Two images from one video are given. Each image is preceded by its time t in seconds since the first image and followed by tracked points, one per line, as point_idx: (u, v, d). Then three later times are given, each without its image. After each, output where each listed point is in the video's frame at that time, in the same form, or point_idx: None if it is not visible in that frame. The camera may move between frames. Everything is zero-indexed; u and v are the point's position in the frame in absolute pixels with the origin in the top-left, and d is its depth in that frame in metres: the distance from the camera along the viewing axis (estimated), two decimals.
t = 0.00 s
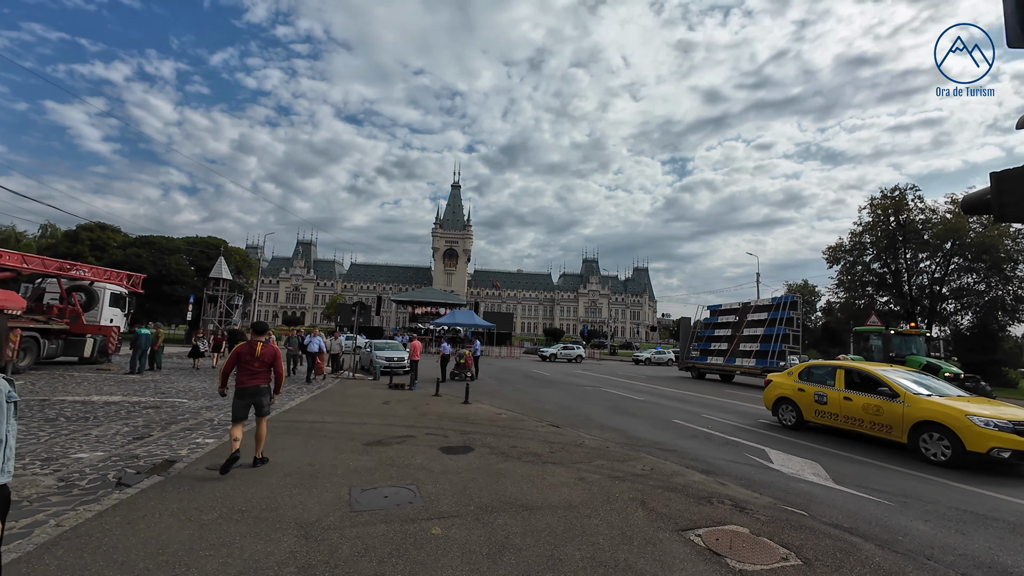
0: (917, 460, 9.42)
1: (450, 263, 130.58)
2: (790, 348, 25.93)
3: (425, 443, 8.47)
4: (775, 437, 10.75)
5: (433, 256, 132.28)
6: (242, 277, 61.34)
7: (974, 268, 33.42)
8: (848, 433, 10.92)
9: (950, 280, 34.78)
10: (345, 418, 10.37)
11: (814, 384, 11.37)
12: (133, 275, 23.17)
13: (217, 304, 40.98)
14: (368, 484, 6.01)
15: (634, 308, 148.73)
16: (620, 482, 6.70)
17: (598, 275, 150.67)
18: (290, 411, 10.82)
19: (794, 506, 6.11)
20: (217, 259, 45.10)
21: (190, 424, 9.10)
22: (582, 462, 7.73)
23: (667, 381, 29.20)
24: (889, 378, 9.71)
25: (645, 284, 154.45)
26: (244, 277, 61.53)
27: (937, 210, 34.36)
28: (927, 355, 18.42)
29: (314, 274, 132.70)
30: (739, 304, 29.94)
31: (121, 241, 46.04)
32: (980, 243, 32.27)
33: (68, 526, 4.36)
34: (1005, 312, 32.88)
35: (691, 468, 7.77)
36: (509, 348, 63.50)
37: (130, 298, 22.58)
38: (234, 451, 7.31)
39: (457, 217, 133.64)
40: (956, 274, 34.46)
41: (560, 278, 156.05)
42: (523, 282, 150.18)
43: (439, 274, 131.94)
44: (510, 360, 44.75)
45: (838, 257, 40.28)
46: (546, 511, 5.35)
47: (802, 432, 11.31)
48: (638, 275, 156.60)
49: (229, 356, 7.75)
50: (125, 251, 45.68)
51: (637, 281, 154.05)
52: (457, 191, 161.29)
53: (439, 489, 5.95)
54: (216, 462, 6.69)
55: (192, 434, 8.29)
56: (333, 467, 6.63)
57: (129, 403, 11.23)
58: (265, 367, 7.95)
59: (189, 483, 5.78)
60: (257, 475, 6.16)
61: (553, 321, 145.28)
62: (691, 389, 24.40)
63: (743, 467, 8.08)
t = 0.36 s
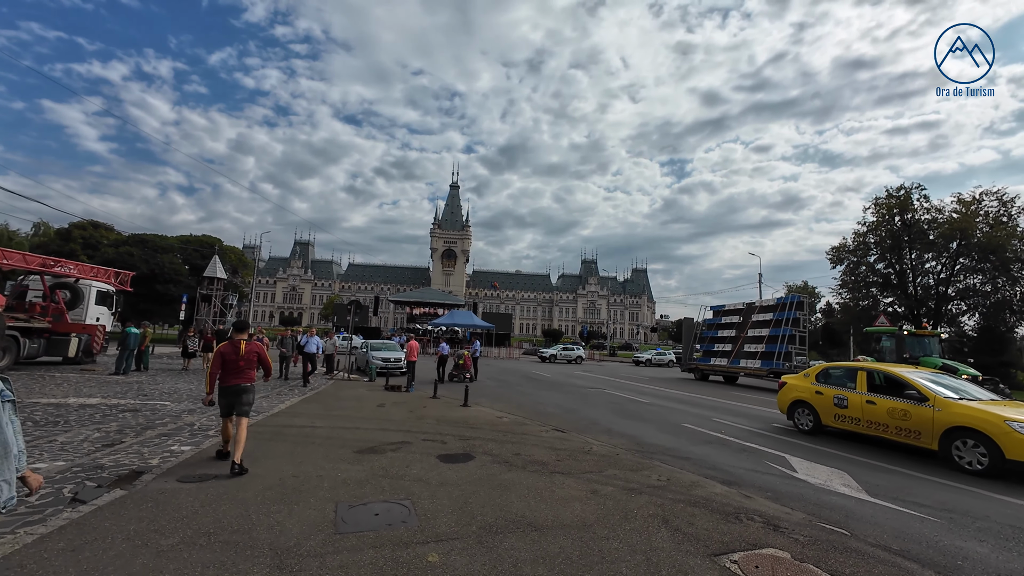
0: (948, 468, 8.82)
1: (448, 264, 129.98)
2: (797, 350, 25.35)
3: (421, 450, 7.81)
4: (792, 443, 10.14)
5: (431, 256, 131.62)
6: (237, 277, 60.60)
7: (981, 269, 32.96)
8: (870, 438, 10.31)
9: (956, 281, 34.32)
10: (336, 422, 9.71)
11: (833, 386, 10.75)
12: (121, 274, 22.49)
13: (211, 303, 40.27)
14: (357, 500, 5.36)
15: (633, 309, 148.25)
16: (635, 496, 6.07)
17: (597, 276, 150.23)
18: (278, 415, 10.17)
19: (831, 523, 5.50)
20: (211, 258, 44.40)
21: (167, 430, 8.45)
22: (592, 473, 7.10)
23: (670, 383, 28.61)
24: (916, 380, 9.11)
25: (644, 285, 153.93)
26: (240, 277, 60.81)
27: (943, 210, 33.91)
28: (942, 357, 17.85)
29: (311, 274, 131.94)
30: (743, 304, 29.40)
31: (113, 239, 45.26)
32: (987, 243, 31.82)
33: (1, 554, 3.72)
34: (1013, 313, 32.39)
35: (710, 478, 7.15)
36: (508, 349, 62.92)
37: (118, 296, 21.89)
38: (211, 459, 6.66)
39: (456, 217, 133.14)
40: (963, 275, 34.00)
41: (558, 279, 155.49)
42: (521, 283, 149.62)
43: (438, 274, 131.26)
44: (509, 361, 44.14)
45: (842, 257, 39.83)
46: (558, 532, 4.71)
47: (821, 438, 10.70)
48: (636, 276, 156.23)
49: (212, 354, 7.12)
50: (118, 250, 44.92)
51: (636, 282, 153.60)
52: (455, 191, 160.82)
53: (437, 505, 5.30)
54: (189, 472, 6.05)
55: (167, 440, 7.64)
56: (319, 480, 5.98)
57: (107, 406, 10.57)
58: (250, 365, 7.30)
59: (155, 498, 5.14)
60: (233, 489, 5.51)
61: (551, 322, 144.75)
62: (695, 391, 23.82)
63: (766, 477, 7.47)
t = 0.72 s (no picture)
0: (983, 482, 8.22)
1: (446, 264, 129.23)
2: (803, 352, 24.73)
3: (416, 464, 7.17)
4: (813, 452, 9.53)
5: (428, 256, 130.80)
6: (232, 276, 59.74)
7: (988, 269, 32.52)
8: (895, 447, 9.70)
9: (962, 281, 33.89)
10: (326, 431, 9.06)
11: (854, 392, 10.13)
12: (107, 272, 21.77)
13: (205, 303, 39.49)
14: (341, 526, 4.69)
15: (632, 310, 147.71)
16: (656, 519, 5.42)
17: (595, 277, 149.69)
18: (264, 422, 9.51)
19: (879, 553, 4.86)
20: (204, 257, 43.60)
21: (140, 440, 7.76)
22: (605, 490, 6.45)
23: (672, 385, 27.99)
24: (948, 386, 8.51)
25: (643, 286, 153.38)
26: (234, 276, 59.91)
27: (949, 210, 33.47)
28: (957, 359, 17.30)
29: (308, 273, 130.99)
30: (747, 305, 28.84)
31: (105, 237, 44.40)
32: (994, 243, 31.40)
33: None
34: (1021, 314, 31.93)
35: (734, 497, 6.52)
36: (507, 350, 62.22)
37: (104, 295, 21.18)
38: (182, 476, 5.99)
39: (454, 217, 132.44)
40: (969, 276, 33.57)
41: (557, 279, 154.86)
42: (520, 283, 148.94)
43: (435, 274, 130.46)
44: (508, 362, 43.48)
45: (845, 257, 39.38)
46: (574, 570, 4.04)
47: (841, 447, 10.08)
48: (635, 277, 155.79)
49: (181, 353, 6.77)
50: (109, 248, 44.06)
51: (634, 283, 153.12)
52: (454, 191, 160.18)
53: (433, 534, 4.64)
54: (155, 492, 5.38)
55: (137, 453, 6.96)
56: (300, 501, 5.31)
57: (80, 413, 9.88)
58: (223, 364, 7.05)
59: (110, 527, 4.48)
60: (202, 514, 4.84)
61: (549, 322, 144.09)
62: (699, 394, 23.19)
63: (793, 494, 6.85)
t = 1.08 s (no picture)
0: None
1: (444, 263, 128.55)
2: (811, 352, 24.22)
3: (419, 474, 6.60)
4: (838, 459, 8.99)
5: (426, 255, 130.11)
6: (228, 274, 59.02)
7: (995, 269, 32.18)
8: (925, 454, 9.17)
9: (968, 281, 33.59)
10: (321, 436, 8.49)
11: (880, 394, 9.59)
12: (97, 268, 21.15)
13: (199, 301, 38.76)
14: (336, 552, 4.12)
15: (630, 310, 147.28)
16: (689, 540, 4.85)
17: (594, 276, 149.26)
18: (255, 427, 8.92)
19: None
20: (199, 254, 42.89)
21: (118, 447, 7.14)
22: (626, 504, 5.89)
23: (676, 385, 27.48)
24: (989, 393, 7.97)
25: (642, 286, 152.98)
26: (230, 274, 59.12)
27: (955, 208, 33.12)
28: (973, 360, 16.82)
29: (306, 272, 130.15)
30: (751, 304, 28.35)
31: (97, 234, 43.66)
32: (1001, 242, 31.08)
33: None
34: None
35: (767, 512, 5.95)
36: (506, 349, 61.67)
37: (93, 293, 20.52)
38: (160, 491, 5.39)
39: (452, 216, 131.77)
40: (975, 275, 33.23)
41: (555, 278, 154.39)
42: (518, 282, 148.28)
43: (433, 273, 129.81)
44: (507, 361, 42.98)
45: (849, 257, 39.02)
46: None
47: (866, 452, 9.57)
48: (633, 276, 155.43)
49: (165, 349, 6.22)
50: (102, 245, 43.28)
51: (633, 283, 152.76)
52: (452, 190, 159.55)
53: (442, 561, 4.06)
54: (127, 511, 4.78)
55: (112, 463, 6.36)
56: (290, 521, 4.71)
57: (58, 416, 9.26)
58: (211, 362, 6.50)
59: (70, 554, 3.89)
60: (179, 538, 4.25)
61: (548, 322, 143.62)
62: (705, 394, 22.67)
63: (829, 508, 6.30)
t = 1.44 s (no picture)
0: None
1: (443, 262, 127.89)
2: (820, 351, 23.65)
3: (421, 486, 5.99)
4: (868, 465, 8.43)
5: (425, 254, 129.30)
6: (225, 273, 58.34)
7: (1004, 267, 31.67)
8: (960, 460, 8.61)
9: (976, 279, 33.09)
10: (316, 442, 7.87)
11: (911, 396, 9.01)
12: (87, 265, 20.58)
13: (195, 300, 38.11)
14: None
15: (629, 309, 146.74)
16: (731, 564, 4.26)
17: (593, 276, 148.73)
18: (244, 432, 8.27)
19: None
20: (195, 252, 42.24)
21: (93, 455, 6.54)
22: (653, 521, 5.29)
23: (681, 385, 26.92)
24: None
25: (641, 285, 152.47)
26: (227, 273, 58.45)
27: (964, 205, 32.62)
28: (993, 360, 16.25)
29: (304, 271, 129.46)
30: (758, 303, 27.79)
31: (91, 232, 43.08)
32: (1011, 240, 30.58)
33: None
34: None
35: (810, 529, 5.37)
36: (506, 349, 61.08)
37: (81, 291, 19.87)
38: (130, 508, 4.77)
39: (451, 215, 131.12)
40: (984, 274, 32.73)
41: (554, 277, 153.75)
42: (517, 282, 147.63)
43: (432, 272, 129.16)
44: (507, 361, 42.39)
45: (855, 255, 38.56)
46: None
47: (898, 458, 8.99)
48: (632, 276, 154.96)
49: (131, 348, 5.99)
50: (96, 243, 42.62)
51: (632, 282, 152.25)
52: (451, 189, 158.94)
53: None
54: (87, 533, 4.16)
55: (82, 475, 5.73)
56: (276, 545, 4.10)
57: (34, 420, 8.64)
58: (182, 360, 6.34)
59: None
60: (142, 568, 3.63)
61: (547, 321, 143.08)
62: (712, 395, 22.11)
63: (875, 523, 5.71)
